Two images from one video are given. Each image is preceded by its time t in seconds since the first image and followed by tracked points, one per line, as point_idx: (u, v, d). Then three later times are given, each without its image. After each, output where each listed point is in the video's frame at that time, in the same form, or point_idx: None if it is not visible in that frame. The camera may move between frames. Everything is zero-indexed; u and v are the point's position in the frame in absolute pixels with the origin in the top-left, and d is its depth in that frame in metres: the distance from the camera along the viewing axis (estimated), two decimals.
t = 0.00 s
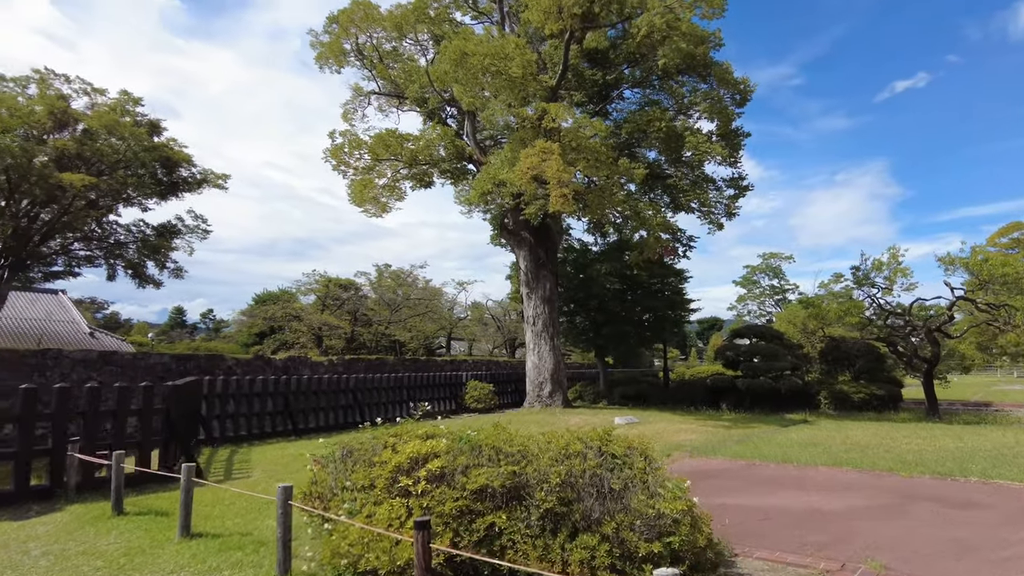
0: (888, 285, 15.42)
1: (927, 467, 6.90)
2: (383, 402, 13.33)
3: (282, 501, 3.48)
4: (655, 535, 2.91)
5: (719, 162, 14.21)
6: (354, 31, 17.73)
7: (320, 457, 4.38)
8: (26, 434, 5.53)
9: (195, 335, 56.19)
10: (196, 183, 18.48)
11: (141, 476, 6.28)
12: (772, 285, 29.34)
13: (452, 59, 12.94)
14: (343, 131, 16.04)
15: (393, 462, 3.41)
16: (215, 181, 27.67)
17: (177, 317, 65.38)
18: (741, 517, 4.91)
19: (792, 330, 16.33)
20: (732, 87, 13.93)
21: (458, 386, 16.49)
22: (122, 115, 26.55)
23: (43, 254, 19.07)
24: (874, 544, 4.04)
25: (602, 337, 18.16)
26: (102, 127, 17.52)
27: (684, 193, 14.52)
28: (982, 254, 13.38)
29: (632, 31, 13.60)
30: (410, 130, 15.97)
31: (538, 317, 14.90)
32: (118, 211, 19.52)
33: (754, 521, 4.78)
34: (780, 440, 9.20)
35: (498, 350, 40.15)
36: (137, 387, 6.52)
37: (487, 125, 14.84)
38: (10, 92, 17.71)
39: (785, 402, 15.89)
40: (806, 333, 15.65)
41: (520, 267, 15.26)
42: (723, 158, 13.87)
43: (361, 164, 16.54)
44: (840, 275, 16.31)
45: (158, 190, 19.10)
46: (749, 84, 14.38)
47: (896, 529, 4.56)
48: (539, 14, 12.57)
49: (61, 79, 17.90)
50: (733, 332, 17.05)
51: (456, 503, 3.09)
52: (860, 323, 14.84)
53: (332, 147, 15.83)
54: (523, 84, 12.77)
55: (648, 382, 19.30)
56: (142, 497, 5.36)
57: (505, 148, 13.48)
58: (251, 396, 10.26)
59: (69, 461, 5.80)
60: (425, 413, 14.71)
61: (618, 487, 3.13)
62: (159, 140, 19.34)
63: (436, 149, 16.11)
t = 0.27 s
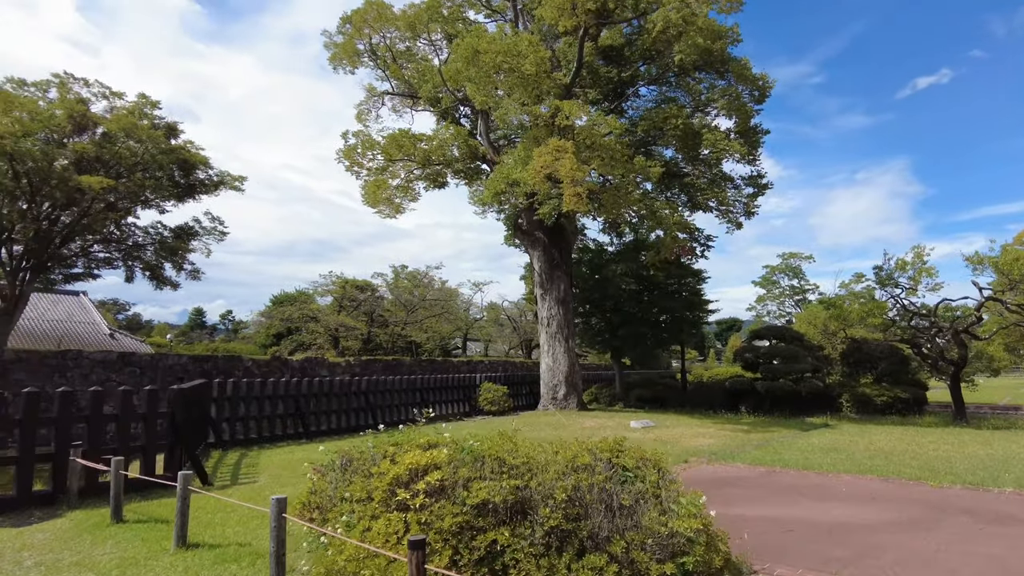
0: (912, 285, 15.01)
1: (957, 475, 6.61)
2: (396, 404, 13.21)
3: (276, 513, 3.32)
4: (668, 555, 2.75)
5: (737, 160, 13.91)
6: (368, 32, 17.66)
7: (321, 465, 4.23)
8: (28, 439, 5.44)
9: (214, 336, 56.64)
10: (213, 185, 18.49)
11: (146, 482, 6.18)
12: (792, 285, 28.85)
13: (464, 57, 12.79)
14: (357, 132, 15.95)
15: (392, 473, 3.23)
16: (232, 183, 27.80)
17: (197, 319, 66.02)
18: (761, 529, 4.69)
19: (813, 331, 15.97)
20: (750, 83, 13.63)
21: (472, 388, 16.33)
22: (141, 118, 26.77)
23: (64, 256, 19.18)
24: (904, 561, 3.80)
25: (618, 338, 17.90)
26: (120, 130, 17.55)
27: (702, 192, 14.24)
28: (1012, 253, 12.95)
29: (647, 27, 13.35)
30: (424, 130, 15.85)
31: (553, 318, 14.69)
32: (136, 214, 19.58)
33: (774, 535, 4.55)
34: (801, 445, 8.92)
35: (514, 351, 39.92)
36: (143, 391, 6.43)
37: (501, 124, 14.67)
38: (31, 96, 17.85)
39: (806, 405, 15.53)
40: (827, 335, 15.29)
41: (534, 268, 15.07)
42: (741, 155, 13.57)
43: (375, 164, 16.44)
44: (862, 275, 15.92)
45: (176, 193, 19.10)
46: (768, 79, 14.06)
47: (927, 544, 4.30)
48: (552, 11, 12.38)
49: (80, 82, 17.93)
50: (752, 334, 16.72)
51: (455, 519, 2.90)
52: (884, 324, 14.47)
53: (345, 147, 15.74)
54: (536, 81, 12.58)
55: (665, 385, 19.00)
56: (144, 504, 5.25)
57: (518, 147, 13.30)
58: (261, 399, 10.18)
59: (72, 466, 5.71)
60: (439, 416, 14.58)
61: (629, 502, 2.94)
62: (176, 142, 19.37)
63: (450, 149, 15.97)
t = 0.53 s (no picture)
0: (931, 283, 14.66)
1: (979, 479, 6.35)
2: (403, 405, 13.09)
3: (261, 519, 3.18)
4: (669, 567, 2.58)
5: (750, 156, 13.66)
6: (376, 31, 17.58)
7: (314, 468, 4.09)
8: (24, 439, 5.37)
9: (230, 337, 56.97)
10: (224, 186, 18.49)
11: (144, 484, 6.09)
12: (808, 284, 28.44)
13: (471, 54, 12.66)
14: (365, 131, 15.87)
15: (381, 477, 3.07)
16: (244, 184, 27.88)
17: (212, 320, 66.47)
18: (772, 536, 4.49)
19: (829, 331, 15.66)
20: (763, 78, 13.36)
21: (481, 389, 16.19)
22: (153, 120, 26.92)
23: (78, 258, 19.19)
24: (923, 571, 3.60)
25: (629, 338, 17.67)
26: (133, 132, 17.57)
27: (713, 189, 14.00)
28: None
29: (657, 22, 13.14)
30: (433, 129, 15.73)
31: (563, 318, 14.51)
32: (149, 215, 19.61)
33: (786, 541, 4.35)
34: (816, 447, 8.68)
35: (527, 351, 39.72)
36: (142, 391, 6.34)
37: (509, 122, 14.52)
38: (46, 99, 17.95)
39: (821, 406, 15.23)
40: (842, 334, 14.98)
41: (543, 267, 14.90)
42: (754, 151, 13.32)
43: (383, 163, 16.35)
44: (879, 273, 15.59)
45: (188, 194, 19.10)
46: (781, 74, 13.79)
47: (947, 552, 4.09)
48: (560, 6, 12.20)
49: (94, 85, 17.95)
50: (765, 334, 16.44)
51: (444, 527, 2.73)
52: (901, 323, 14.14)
53: (353, 147, 15.66)
54: (544, 77, 12.41)
55: (677, 385, 18.74)
56: (139, 506, 5.15)
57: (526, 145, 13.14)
58: (266, 399, 10.09)
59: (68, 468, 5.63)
60: (447, 417, 14.45)
61: (628, 509, 2.76)
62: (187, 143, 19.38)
63: (459, 148, 15.84)
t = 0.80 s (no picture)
0: (941, 282, 14.41)
1: (991, 485, 6.16)
2: (406, 407, 12.98)
3: (238, 531, 3.05)
4: None
5: (756, 154, 13.47)
6: (378, 30, 17.49)
7: (300, 476, 3.96)
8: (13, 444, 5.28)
9: (238, 339, 57.04)
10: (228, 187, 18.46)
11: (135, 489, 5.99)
12: (817, 284, 28.16)
13: (472, 52, 12.54)
14: (367, 131, 15.79)
15: (362, 488, 2.93)
16: (249, 185, 27.89)
17: (221, 321, 66.67)
18: (775, 545, 4.33)
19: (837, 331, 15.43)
20: (769, 74, 13.17)
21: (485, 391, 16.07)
22: (159, 123, 26.97)
23: (86, 260, 18.98)
24: None
25: (635, 339, 17.50)
26: (139, 134, 17.52)
27: (719, 188, 13.82)
28: None
29: (660, 19, 12.98)
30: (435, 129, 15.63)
31: (567, 319, 14.35)
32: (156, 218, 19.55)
33: (789, 552, 4.19)
34: (824, 451, 8.49)
35: (534, 352, 39.54)
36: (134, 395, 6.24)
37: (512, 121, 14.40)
38: (52, 103, 17.96)
39: (830, 407, 15.01)
40: (851, 334, 14.74)
41: (547, 267, 14.77)
42: (759, 149, 13.13)
43: (387, 164, 16.26)
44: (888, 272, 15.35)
45: (194, 196, 19.06)
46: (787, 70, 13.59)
47: (958, 564, 3.92)
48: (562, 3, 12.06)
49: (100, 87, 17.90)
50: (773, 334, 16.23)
51: (424, 541, 2.59)
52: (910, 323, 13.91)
53: (355, 147, 15.58)
54: (546, 75, 12.27)
55: (683, 386, 18.54)
56: (127, 513, 5.05)
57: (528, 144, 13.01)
58: (266, 402, 9.99)
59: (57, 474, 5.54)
60: (451, 419, 14.34)
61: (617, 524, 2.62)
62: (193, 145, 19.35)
63: (462, 148, 15.73)
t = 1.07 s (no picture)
0: (944, 282, 14.26)
1: (996, 489, 6.02)
2: (403, 409, 12.87)
3: (212, 538, 2.93)
4: None
5: (756, 153, 13.34)
6: (377, 30, 17.40)
7: (282, 481, 3.84)
8: None
9: (241, 340, 56.93)
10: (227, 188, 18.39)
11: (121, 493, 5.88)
12: (819, 284, 27.98)
13: (469, 50, 12.44)
14: (365, 131, 15.69)
15: (339, 495, 2.81)
16: (249, 186, 27.81)
17: (223, 322, 66.62)
18: (772, 552, 4.20)
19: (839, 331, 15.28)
20: (769, 73, 13.04)
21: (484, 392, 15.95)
22: (159, 124, 26.91)
23: (86, 261, 19.00)
24: None
25: (635, 340, 17.38)
26: (138, 135, 17.42)
27: (719, 187, 13.70)
28: None
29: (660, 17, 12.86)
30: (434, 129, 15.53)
31: (566, 320, 14.23)
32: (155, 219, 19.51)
33: (787, 558, 4.06)
34: (825, 453, 8.35)
35: (536, 353, 39.40)
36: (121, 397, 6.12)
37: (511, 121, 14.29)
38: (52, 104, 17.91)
39: (832, 409, 14.83)
40: (853, 334, 14.61)
41: (546, 268, 14.65)
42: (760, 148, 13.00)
43: (385, 164, 16.16)
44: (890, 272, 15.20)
45: (194, 197, 18.97)
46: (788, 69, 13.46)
47: (961, 571, 3.79)
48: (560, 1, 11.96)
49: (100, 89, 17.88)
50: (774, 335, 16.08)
51: (402, 551, 2.45)
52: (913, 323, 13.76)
53: (352, 147, 15.49)
54: (544, 74, 12.18)
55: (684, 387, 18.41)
56: (111, 518, 4.94)
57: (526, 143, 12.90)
58: (261, 404, 9.89)
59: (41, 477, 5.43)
60: (449, 420, 14.22)
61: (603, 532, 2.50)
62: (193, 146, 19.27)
63: (461, 148, 15.63)
